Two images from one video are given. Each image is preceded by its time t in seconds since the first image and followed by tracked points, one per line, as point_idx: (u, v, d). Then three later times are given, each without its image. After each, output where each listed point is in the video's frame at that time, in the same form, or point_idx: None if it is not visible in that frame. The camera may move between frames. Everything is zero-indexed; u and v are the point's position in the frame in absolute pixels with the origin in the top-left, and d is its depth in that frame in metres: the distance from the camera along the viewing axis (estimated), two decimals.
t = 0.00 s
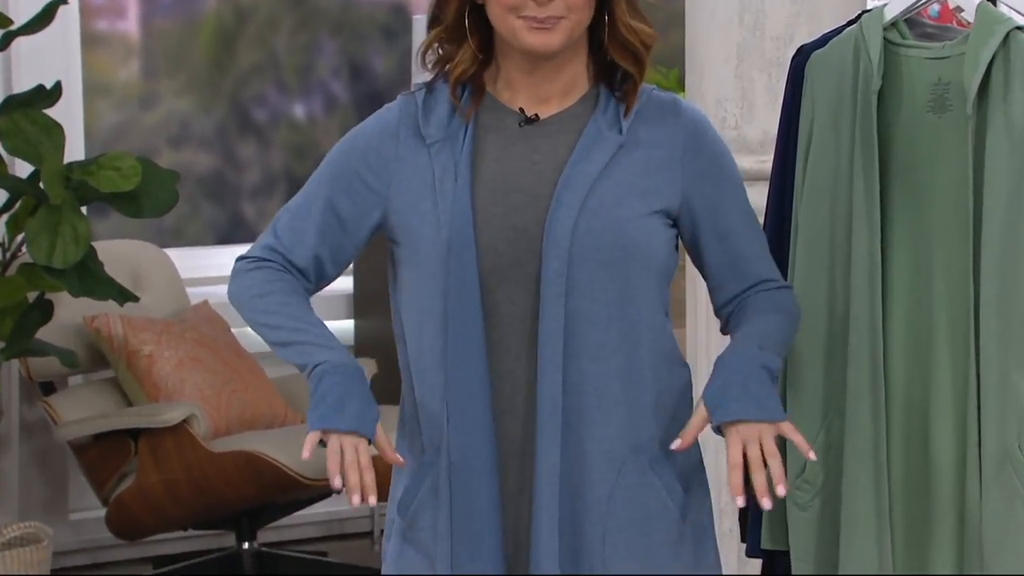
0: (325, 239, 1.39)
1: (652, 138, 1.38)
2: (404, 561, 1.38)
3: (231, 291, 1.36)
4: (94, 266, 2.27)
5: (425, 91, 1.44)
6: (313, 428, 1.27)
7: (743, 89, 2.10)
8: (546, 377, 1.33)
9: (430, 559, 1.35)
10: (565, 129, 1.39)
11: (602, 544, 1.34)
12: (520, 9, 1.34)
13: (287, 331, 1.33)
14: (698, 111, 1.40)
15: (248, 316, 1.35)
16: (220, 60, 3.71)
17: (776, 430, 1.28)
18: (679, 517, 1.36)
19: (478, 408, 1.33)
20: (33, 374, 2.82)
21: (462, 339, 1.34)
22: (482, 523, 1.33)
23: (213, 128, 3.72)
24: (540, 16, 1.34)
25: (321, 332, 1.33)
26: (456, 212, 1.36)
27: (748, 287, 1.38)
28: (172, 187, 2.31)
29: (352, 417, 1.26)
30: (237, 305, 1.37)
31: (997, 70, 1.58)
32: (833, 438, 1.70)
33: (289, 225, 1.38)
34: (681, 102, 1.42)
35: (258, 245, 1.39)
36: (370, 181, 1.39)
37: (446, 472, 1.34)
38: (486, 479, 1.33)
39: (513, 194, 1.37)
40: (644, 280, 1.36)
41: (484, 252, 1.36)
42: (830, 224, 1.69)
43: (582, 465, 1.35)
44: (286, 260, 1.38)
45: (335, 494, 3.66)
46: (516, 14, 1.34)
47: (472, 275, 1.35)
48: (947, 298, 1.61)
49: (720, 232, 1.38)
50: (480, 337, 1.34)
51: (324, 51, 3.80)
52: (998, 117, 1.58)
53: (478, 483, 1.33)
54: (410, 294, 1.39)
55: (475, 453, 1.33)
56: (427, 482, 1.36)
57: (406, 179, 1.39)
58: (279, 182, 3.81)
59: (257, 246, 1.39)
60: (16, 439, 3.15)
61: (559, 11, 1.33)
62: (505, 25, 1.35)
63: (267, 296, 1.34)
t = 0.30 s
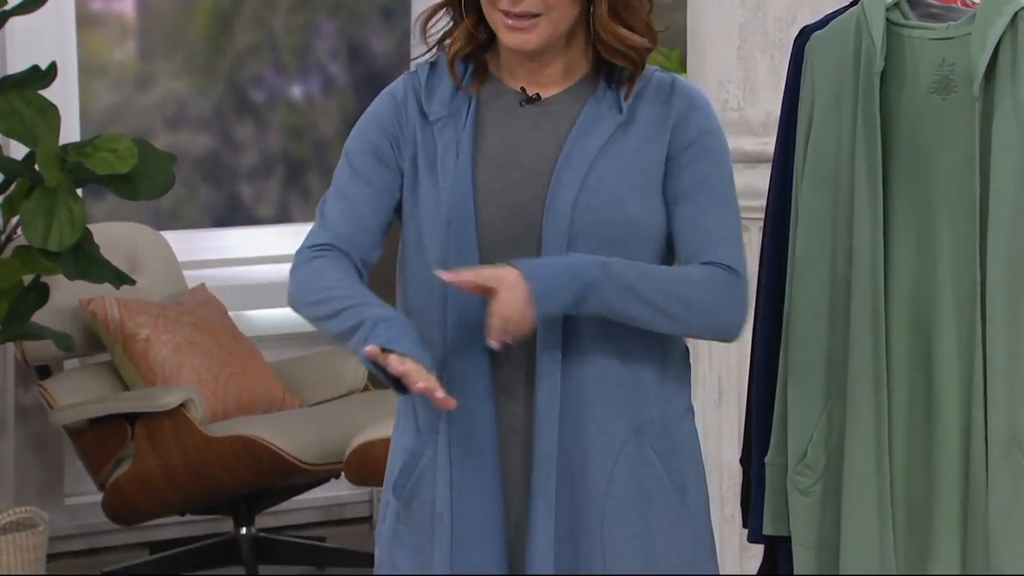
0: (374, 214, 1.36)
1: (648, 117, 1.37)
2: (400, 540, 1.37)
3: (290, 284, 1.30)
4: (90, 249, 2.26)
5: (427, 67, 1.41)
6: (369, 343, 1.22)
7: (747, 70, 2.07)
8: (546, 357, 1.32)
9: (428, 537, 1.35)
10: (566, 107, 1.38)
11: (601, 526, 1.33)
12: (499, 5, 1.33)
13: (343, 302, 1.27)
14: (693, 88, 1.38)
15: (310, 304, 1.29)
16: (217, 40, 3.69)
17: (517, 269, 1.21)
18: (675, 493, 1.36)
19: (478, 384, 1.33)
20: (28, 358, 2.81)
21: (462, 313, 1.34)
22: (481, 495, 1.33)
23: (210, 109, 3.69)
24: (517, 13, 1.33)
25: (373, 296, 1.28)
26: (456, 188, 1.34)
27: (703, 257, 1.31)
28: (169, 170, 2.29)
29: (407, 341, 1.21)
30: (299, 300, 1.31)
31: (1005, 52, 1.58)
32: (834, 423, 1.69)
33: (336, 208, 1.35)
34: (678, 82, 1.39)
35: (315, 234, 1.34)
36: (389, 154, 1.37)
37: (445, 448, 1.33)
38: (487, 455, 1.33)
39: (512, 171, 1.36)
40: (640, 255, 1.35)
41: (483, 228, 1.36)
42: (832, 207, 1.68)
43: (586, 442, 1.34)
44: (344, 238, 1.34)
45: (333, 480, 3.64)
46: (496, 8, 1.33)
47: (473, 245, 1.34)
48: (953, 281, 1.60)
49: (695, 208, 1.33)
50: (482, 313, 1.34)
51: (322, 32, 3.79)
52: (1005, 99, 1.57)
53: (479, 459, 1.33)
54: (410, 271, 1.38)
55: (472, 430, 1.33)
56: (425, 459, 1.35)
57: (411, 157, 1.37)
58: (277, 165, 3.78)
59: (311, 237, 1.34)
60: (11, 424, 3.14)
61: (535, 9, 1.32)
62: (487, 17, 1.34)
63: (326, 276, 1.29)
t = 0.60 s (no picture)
0: (370, 185, 1.35)
1: (644, 94, 1.35)
2: (391, 520, 1.35)
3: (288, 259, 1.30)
4: (86, 229, 2.27)
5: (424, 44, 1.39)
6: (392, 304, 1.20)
7: (749, 48, 2.05)
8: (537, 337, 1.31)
9: (418, 517, 1.34)
10: (560, 84, 1.36)
11: (591, 507, 1.32)
12: None
13: (343, 269, 1.28)
14: (691, 65, 1.36)
15: (311, 276, 1.30)
16: (214, 18, 3.66)
17: (507, 277, 1.22)
18: (668, 477, 1.34)
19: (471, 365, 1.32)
20: (24, 338, 2.81)
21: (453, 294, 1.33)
22: (471, 480, 1.32)
23: (207, 87, 3.68)
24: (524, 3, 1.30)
25: (372, 260, 1.29)
26: (447, 165, 1.33)
27: (674, 239, 1.31)
28: (165, 149, 2.29)
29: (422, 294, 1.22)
30: (300, 273, 1.31)
31: (1012, 29, 1.56)
32: (837, 405, 1.67)
33: (333, 182, 1.35)
34: (675, 59, 1.38)
35: (313, 208, 1.34)
36: (383, 128, 1.36)
37: (435, 429, 1.32)
38: (478, 436, 1.32)
39: (504, 149, 1.34)
40: (633, 233, 1.34)
41: (473, 205, 1.33)
42: (834, 186, 1.66)
43: (575, 421, 1.33)
44: (343, 210, 1.33)
45: (331, 461, 3.63)
46: None
47: (464, 230, 1.32)
48: (957, 262, 1.59)
49: (678, 185, 1.32)
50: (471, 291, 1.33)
51: (320, 11, 3.77)
52: (1012, 78, 1.56)
53: (468, 440, 1.31)
54: (405, 249, 1.37)
55: (461, 410, 1.32)
56: (416, 437, 1.34)
57: (405, 134, 1.36)
58: (275, 144, 3.76)
59: (310, 211, 1.34)
60: (7, 404, 3.17)
61: None
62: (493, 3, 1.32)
63: (325, 246, 1.30)
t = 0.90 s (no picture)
0: (363, 176, 1.33)
1: (639, 73, 1.33)
2: (390, 507, 1.34)
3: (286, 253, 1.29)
4: (81, 206, 2.29)
5: (415, 26, 1.37)
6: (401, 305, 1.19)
7: (751, 25, 2.03)
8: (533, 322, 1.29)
9: (418, 504, 1.32)
10: (554, 66, 1.34)
11: (592, 492, 1.31)
12: None
13: (344, 264, 1.26)
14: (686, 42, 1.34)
15: (311, 271, 1.29)
16: None
17: (497, 266, 1.21)
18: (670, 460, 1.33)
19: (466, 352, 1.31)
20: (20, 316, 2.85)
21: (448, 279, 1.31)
22: (469, 467, 1.31)
23: (204, 64, 3.66)
24: None
25: (372, 254, 1.28)
26: (441, 149, 1.31)
27: (674, 223, 1.30)
28: (161, 126, 2.31)
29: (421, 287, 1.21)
30: (298, 268, 1.30)
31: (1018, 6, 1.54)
32: (839, 385, 1.66)
33: (326, 172, 1.33)
34: (671, 37, 1.36)
35: (308, 200, 1.32)
36: (376, 115, 1.34)
37: (433, 416, 1.30)
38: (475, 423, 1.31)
39: (498, 133, 1.32)
40: (630, 217, 1.32)
41: (468, 192, 1.32)
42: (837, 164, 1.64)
43: (573, 407, 1.32)
44: (338, 202, 1.31)
45: (330, 442, 3.62)
46: None
47: (459, 214, 1.30)
48: (962, 240, 1.58)
49: (678, 167, 1.30)
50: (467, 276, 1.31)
51: None
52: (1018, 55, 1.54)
53: (468, 427, 1.31)
54: (399, 233, 1.35)
55: (457, 396, 1.31)
56: (415, 425, 1.32)
57: (398, 119, 1.34)
58: (273, 121, 3.75)
59: (305, 203, 1.32)
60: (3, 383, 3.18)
61: None
62: None
63: (324, 241, 1.28)
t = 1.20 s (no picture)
0: (370, 160, 1.32)
1: (638, 48, 1.31)
2: (390, 487, 1.33)
3: (294, 238, 1.28)
4: (78, 183, 2.42)
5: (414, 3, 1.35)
6: (415, 297, 1.18)
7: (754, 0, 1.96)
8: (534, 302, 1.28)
9: (419, 484, 1.31)
10: (555, 42, 1.33)
11: (596, 470, 1.30)
12: None
13: (354, 250, 1.26)
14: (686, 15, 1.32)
15: (320, 256, 1.28)
16: None
17: (520, 262, 1.20)
18: (673, 438, 1.32)
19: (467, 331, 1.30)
20: (17, 294, 2.92)
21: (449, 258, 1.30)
22: (471, 447, 1.29)
23: (201, 40, 3.66)
24: None
25: (381, 238, 1.27)
26: (442, 126, 1.30)
27: (677, 199, 1.28)
28: (157, 102, 2.43)
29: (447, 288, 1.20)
30: (305, 252, 1.29)
31: None
32: (840, 362, 1.65)
33: (329, 153, 1.32)
34: (671, 9, 1.34)
35: (314, 182, 1.31)
36: (377, 95, 1.33)
37: (434, 397, 1.29)
38: (478, 402, 1.30)
39: (499, 110, 1.31)
40: (632, 193, 1.31)
41: (470, 169, 1.31)
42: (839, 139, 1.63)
43: (575, 387, 1.31)
44: (343, 184, 1.30)
45: (329, 420, 3.61)
46: None
47: (461, 192, 1.29)
48: (965, 216, 1.57)
49: (680, 142, 1.29)
50: (468, 253, 1.31)
51: None
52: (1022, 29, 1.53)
53: (471, 406, 1.30)
54: (399, 211, 1.34)
55: (459, 376, 1.29)
56: (415, 405, 1.31)
57: (399, 98, 1.33)
58: (270, 97, 3.74)
59: (310, 185, 1.31)
60: None
61: None
62: None
63: (333, 226, 1.27)
